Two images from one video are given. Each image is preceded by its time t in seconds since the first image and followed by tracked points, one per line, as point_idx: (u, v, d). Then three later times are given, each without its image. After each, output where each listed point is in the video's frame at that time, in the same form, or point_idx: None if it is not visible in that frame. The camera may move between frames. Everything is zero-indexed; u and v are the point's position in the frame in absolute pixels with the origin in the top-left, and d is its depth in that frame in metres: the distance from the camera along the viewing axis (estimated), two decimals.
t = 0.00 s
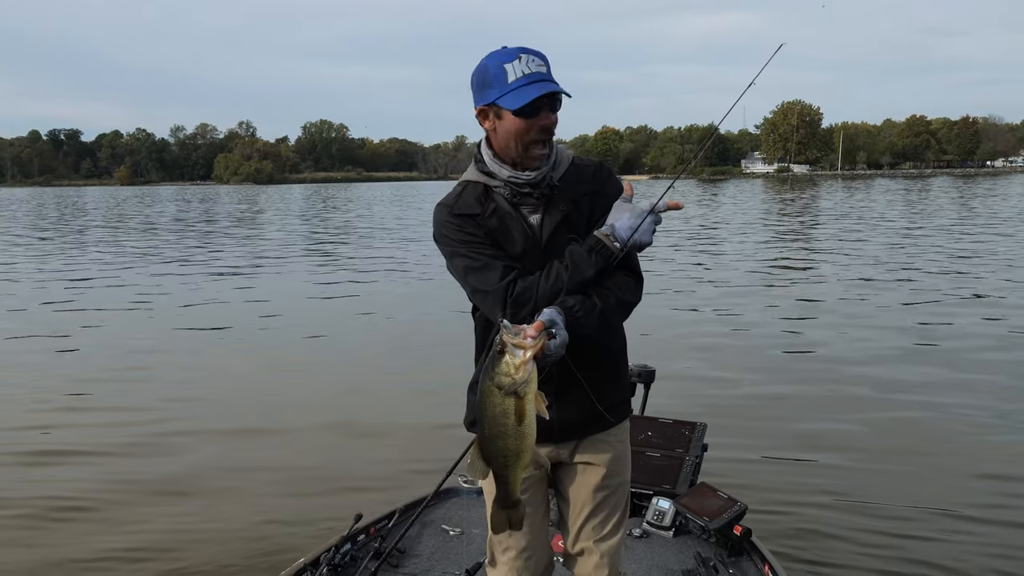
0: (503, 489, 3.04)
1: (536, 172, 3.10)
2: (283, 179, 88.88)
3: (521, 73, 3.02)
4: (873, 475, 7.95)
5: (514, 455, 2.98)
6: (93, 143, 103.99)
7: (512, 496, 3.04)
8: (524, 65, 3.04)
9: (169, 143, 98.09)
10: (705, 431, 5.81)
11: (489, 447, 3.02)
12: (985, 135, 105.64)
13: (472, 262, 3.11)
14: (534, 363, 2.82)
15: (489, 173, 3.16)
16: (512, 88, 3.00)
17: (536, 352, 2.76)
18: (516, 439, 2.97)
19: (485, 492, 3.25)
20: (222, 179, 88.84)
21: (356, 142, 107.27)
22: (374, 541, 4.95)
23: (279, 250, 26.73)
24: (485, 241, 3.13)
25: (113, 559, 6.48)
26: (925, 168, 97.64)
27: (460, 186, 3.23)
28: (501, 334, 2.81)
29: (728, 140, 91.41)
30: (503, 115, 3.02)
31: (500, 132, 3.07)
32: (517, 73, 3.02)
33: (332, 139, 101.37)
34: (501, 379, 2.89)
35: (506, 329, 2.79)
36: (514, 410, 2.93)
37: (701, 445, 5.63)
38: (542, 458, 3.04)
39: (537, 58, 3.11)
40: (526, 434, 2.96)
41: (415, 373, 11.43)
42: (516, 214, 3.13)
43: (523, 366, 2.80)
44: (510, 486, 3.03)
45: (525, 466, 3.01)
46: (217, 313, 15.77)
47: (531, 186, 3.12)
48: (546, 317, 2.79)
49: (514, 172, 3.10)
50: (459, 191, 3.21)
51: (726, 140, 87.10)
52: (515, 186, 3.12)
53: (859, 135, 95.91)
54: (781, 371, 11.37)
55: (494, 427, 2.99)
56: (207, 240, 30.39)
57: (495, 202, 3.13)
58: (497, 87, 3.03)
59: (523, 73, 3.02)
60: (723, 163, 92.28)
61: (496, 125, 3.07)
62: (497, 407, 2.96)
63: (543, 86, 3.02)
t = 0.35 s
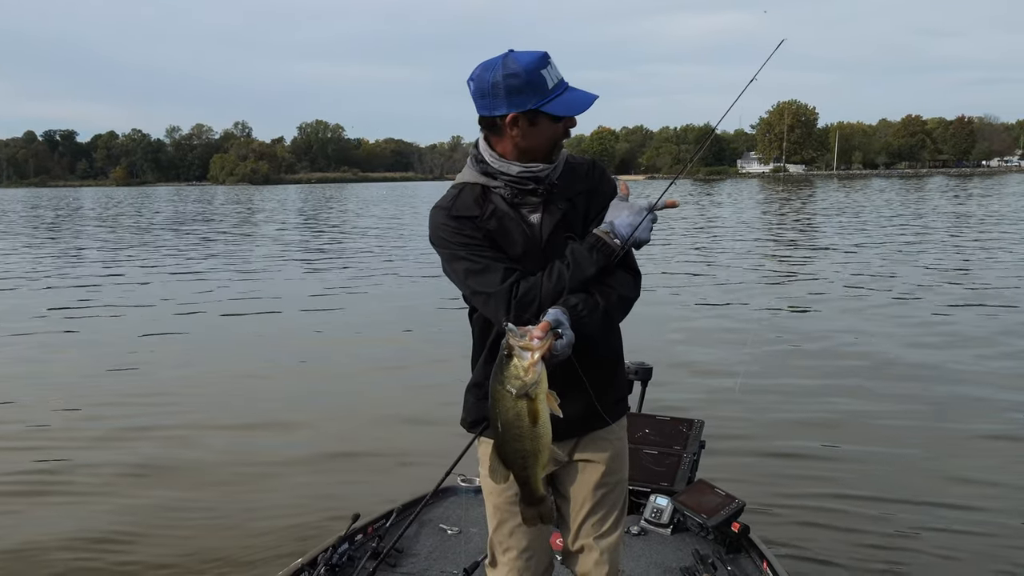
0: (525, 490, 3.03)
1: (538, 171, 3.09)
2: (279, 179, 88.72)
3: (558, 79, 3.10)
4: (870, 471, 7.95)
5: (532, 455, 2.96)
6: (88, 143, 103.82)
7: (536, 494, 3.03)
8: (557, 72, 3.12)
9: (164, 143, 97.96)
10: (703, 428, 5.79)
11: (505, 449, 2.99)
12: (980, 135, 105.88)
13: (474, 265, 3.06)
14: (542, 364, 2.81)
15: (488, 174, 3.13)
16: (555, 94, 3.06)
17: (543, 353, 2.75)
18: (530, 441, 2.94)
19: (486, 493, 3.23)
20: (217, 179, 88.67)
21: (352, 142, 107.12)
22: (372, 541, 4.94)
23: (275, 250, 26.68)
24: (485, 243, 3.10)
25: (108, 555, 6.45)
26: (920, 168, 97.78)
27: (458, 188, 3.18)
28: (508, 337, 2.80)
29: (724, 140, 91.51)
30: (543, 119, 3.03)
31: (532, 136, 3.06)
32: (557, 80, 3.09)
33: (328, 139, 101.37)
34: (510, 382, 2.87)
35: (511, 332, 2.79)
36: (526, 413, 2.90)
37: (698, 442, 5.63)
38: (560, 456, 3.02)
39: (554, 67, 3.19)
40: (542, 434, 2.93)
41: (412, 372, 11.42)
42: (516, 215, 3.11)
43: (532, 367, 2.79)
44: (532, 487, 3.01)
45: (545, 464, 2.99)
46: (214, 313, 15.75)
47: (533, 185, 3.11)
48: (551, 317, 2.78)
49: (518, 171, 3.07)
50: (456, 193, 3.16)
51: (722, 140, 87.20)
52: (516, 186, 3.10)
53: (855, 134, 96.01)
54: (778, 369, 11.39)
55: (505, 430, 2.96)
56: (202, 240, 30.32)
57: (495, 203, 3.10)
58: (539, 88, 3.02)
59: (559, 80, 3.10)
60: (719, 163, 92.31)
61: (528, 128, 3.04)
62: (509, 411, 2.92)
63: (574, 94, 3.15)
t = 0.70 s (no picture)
0: (535, 489, 3.06)
1: (539, 173, 3.10)
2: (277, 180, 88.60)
3: (559, 80, 3.11)
4: (870, 466, 7.95)
5: (544, 457, 2.97)
6: (86, 144, 103.79)
7: (542, 496, 3.07)
8: (556, 72, 3.13)
9: (162, 144, 97.97)
10: (702, 426, 5.87)
11: (515, 450, 3.01)
12: (978, 134, 105.94)
13: (477, 268, 3.05)
14: (555, 366, 2.83)
15: (488, 176, 3.12)
16: (557, 95, 3.07)
17: (557, 355, 2.77)
18: (543, 443, 2.96)
19: (484, 495, 3.23)
20: (216, 180, 88.57)
21: (350, 142, 107.01)
22: (372, 539, 4.94)
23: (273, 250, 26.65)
24: (486, 246, 3.09)
25: (107, 549, 6.44)
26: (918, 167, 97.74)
27: (456, 192, 3.15)
28: (521, 339, 2.80)
29: (722, 140, 91.54)
30: (545, 120, 3.04)
31: (533, 137, 3.07)
32: (558, 81, 3.10)
33: (326, 139, 101.38)
34: (524, 385, 2.87)
35: (524, 334, 2.79)
36: (539, 415, 2.91)
37: (698, 441, 5.66)
38: (569, 457, 3.04)
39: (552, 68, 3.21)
40: (554, 436, 2.95)
41: (411, 371, 11.42)
42: (517, 217, 3.11)
43: (546, 369, 2.80)
44: (540, 488, 3.05)
45: (554, 466, 3.00)
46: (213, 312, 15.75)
47: (533, 186, 3.11)
48: (562, 319, 2.80)
49: (519, 173, 3.08)
50: (455, 197, 3.14)
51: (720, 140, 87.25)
52: (517, 187, 3.10)
53: (853, 134, 96.01)
54: (777, 366, 11.40)
55: (516, 432, 2.97)
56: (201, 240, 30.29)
57: (496, 205, 3.09)
58: (542, 89, 3.02)
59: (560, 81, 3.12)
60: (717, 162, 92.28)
61: (530, 129, 3.04)
62: (521, 413, 2.92)
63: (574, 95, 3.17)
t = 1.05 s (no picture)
0: (531, 489, 3.08)
1: (537, 173, 3.11)
2: (277, 179, 88.53)
3: (554, 81, 3.13)
4: (869, 463, 7.96)
5: (537, 454, 2.99)
6: (86, 142, 103.73)
7: (540, 496, 3.09)
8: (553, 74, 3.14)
9: (162, 143, 97.93)
10: (701, 427, 5.83)
11: (509, 449, 3.02)
12: (979, 134, 105.82)
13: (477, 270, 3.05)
14: (545, 362, 2.84)
15: (487, 177, 3.11)
16: (554, 95, 3.09)
17: (546, 350, 2.77)
18: (537, 440, 2.97)
19: (481, 496, 3.23)
20: (216, 179, 88.52)
21: (350, 142, 107.00)
22: (371, 538, 4.95)
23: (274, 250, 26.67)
24: (486, 248, 3.09)
25: (108, 544, 6.45)
26: (919, 168, 97.61)
27: (455, 194, 3.15)
28: (510, 335, 2.80)
29: (723, 139, 91.43)
30: (541, 120, 3.06)
31: (531, 138, 3.08)
32: (553, 82, 3.12)
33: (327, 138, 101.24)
34: (514, 381, 2.88)
35: (513, 331, 2.79)
36: (529, 412, 2.92)
37: (696, 442, 5.65)
38: (564, 456, 3.05)
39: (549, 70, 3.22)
40: (546, 434, 2.96)
41: (411, 370, 11.43)
42: (516, 219, 3.12)
43: (536, 366, 2.81)
44: (537, 487, 3.06)
45: (548, 465, 3.03)
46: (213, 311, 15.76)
47: (532, 187, 3.12)
48: (552, 316, 2.81)
49: (519, 173, 3.08)
50: (454, 199, 3.13)
51: (721, 139, 87.14)
52: (516, 189, 3.11)
53: (854, 135, 95.92)
54: (776, 366, 11.40)
55: (508, 430, 2.98)
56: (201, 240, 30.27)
57: (494, 206, 3.09)
58: (538, 90, 3.04)
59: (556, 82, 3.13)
60: (718, 162, 92.15)
61: (528, 130, 3.06)
62: (513, 410, 2.93)
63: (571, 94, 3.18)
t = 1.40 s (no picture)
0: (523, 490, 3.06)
1: (525, 177, 3.08)
2: (276, 178, 88.42)
3: (497, 75, 3.00)
4: (869, 461, 7.96)
5: (529, 457, 2.99)
6: (84, 142, 103.66)
7: (531, 498, 3.07)
8: (502, 67, 3.01)
9: (161, 142, 97.80)
10: (700, 428, 5.83)
11: (502, 449, 3.02)
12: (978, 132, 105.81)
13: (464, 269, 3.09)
14: (540, 367, 2.85)
15: (478, 176, 3.13)
16: (487, 89, 3.01)
17: (542, 356, 2.78)
18: (528, 443, 2.97)
19: (484, 496, 3.23)
20: (214, 178, 88.39)
21: (349, 142, 106.88)
22: (369, 539, 4.95)
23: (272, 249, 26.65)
24: (476, 246, 3.12)
25: (108, 546, 6.46)
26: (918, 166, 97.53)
27: (448, 190, 3.20)
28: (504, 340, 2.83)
29: (721, 138, 91.43)
30: (481, 115, 3.05)
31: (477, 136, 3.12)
32: (493, 75, 3.01)
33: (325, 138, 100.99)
34: (508, 386, 2.91)
35: (508, 335, 2.81)
36: (525, 416, 2.94)
37: (695, 443, 5.65)
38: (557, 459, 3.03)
39: (520, 59, 3.07)
40: (540, 437, 2.97)
41: (410, 369, 11.44)
42: (507, 219, 3.12)
43: (530, 371, 2.83)
44: (528, 488, 3.04)
45: (542, 467, 3.01)
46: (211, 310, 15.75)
47: (520, 188, 3.10)
48: (547, 320, 2.83)
49: (503, 176, 3.07)
50: (448, 195, 3.17)
51: (719, 138, 87.13)
52: (505, 190, 3.10)
53: (853, 134, 95.87)
54: (774, 364, 11.39)
55: (501, 432, 2.99)
56: (200, 239, 30.23)
57: (486, 206, 3.11)
58: (480, 84, 3.04)
59: (498, 75, 3.00)
60: (717, 161, 92.10)
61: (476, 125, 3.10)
62: (507, 413, 2.96)
63: (516, 88, 2.98)
